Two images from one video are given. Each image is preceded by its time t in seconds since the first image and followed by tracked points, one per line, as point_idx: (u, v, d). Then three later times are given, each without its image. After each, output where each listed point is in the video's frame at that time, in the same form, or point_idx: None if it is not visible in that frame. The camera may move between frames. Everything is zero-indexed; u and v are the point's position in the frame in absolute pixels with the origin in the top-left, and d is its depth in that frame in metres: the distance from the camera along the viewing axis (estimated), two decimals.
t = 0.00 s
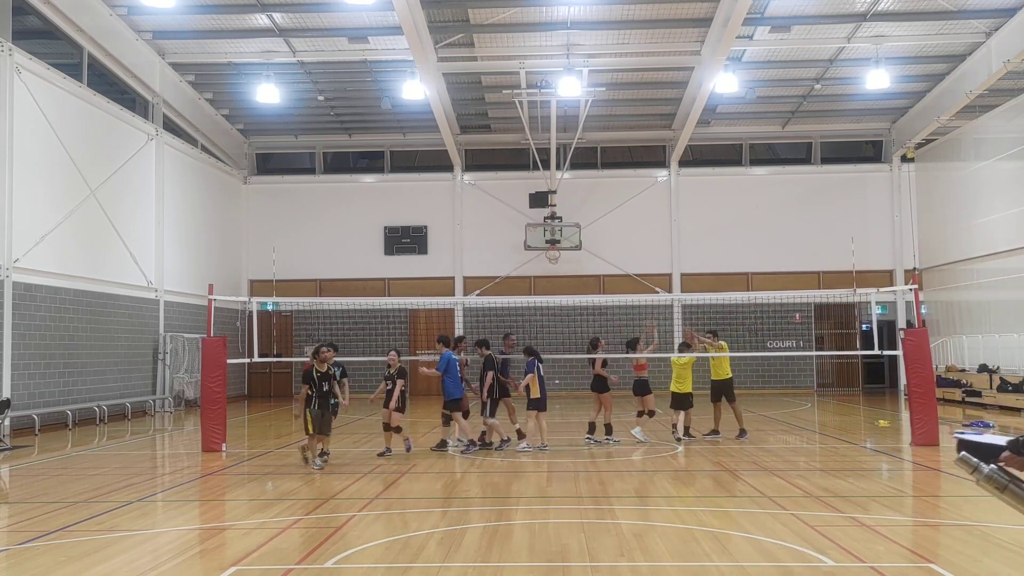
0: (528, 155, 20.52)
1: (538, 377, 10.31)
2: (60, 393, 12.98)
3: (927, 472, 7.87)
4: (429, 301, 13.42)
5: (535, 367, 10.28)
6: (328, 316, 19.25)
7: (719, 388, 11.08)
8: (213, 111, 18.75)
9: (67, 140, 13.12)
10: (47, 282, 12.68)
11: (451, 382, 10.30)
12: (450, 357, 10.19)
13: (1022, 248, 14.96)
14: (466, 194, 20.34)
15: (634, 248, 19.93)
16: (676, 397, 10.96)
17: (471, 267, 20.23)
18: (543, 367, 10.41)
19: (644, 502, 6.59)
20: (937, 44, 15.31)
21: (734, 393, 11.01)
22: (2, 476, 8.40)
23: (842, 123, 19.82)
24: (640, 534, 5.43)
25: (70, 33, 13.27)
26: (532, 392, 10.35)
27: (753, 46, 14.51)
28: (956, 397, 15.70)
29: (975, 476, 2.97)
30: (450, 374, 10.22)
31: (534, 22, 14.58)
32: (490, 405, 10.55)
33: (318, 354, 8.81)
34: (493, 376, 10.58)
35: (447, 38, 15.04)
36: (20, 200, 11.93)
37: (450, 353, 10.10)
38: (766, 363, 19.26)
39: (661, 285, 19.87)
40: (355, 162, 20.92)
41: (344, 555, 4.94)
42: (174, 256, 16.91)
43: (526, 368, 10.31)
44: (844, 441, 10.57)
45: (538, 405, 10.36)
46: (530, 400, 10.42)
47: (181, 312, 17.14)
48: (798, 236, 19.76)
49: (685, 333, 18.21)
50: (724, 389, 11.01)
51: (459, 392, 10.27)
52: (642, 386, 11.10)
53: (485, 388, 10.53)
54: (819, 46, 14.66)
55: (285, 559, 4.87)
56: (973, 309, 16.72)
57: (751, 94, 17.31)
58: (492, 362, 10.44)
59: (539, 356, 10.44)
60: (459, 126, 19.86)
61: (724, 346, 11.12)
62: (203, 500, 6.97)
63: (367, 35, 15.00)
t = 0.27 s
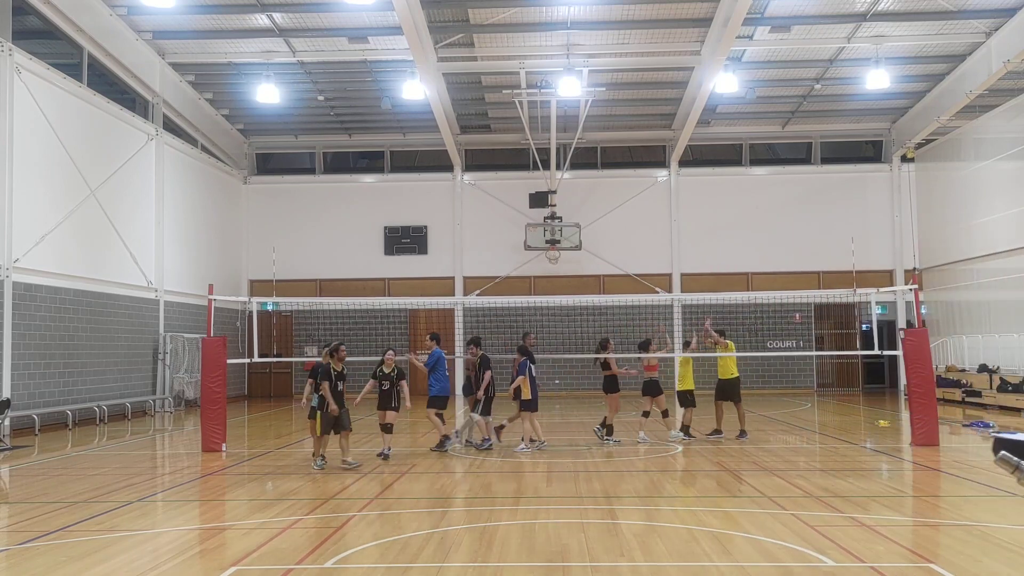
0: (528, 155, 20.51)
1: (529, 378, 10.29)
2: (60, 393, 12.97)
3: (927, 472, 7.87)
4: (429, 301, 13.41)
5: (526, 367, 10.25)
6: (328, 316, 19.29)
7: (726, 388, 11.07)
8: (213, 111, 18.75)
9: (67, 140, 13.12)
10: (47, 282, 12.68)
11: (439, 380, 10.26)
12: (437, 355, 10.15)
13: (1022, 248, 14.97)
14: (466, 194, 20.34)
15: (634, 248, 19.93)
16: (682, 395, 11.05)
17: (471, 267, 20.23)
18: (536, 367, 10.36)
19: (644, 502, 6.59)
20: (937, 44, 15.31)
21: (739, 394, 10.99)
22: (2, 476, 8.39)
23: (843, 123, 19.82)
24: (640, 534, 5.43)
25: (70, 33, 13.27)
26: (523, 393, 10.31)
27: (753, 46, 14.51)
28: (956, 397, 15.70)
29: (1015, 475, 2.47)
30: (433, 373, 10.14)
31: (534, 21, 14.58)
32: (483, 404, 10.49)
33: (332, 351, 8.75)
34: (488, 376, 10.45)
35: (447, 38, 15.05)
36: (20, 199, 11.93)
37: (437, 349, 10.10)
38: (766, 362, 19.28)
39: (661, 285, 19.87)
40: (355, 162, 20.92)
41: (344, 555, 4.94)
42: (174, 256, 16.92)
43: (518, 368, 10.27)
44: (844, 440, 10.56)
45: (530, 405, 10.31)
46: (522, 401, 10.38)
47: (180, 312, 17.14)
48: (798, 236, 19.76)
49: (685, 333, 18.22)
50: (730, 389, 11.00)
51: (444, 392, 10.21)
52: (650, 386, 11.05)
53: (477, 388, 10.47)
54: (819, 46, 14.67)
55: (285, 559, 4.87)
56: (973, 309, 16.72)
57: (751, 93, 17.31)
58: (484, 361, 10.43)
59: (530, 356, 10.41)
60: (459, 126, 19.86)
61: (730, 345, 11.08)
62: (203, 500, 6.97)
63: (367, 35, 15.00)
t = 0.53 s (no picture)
0: (528, 155, 20.51)
1: (522, 378, 10.30)
2: (60, 393, 12.97)
3: (927, 472, 7.87)
4: (429, 301, 13.40)
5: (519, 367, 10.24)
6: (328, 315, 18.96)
7: (726, 389, 11.07)
8: (213, 111, 18.75)
9: (67, 140, 13.11)
10: (47, 282, 12.68)
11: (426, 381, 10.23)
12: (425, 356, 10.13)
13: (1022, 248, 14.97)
14: (466, 194, 20.34)
15: (634, 248, 19.93)
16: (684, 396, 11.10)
17: (471, 267, 20.23)
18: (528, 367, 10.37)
19: (644, 502, 6.59)
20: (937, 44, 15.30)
21: (739, 395, 10.99)
22: (2, 476, 8.40)
23: (843, 123, 19.82)
24: (639, 534, 5.43)
25: (70, 33, 13.27)
26: (516, 393, 10.33)
27: (752, 46, 14.51)
28: (956, 397, 15.70)
29: None
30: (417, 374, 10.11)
31: (534, 22, 14.58)
32: (478, 406, 10.33)
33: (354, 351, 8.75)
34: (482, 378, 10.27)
35: (447, 38, 15.05)
36: (20, 199, 11.93)
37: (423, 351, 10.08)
38: (767, 363, 19.28)
39: (661, 285, 19.87)
40: (356, 162, 20.92)
41: (344, 555, 4.95)
42: (174, 256, 16.92)
43: (510, 369, 10.24)
44: (843, 440, 10.56)
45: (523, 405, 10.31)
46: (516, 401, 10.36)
47: (181, 312, 17.14)
48: (797, 236, 19.77)
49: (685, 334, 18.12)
50: (731, 389, 11.00)
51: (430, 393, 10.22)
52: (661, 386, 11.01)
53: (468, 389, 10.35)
54: (819, 46, 14.67)
55: (285, 559, 4.87)
56: (973, 309, 16.71)
57: (751, 93, 17.31)
58: (479, 364, 10.25)
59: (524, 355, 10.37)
60: (459, 126, 19.85)
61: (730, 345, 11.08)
62: (203, 500, 6.97)
63: (367, 35, 15.00)
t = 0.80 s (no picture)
0: (528, 155, 20.51)
1: (513, 378, 10.27)
2: (60, 393, 12.97)
3: (927, 472, 7.87)
4: (429, 301, 13.40)
5: (509, 368, 10.23)
6: (328, 317, 19.17)
7: (725, 389, 11.07)
8: (213, 111, 18.75)
9: (67, 140, 13.11)
10: (47, 282, 12.68)
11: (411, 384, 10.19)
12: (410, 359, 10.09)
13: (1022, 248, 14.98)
14: (466, 194, 20.34)
15: (634, 248, 19.93)
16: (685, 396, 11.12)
17: (471, 267, 20.23)
18: (518, 368, 10.37)
19: (644, 502, 6.59)
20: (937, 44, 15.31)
21: (738, 395, 11.00)
22: (3, 476, 8.40)
23: (843, 123, 19.82)
24: (640, 534, 5.43)
25: (70, 33, 13.27)
26: (508, 393, 10.30)
27: (752, 46, 14.51)
28: (955, 397, 15.71)
29: None
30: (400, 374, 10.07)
31: (534, 22, 14.58)
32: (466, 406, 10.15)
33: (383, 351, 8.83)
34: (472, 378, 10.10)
35: (447, 38, 15.05)
36: (20, 199, 11.93)
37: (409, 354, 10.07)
38: (767, 363, 19.29)
39: (661, 285, 19.87)
40: (356, 162, 20.92)
41: (344, 555, 4.95)
42: (174, 256, 16.91)
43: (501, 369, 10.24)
44: (843, 441, 10.56)
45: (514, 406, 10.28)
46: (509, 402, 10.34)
47: (180, 312, 17.14)
48: (797, 236, 19.77)
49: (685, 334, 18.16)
50: (732, 389, 11.00)
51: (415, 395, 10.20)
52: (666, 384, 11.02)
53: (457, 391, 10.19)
54: (819, 46, 14.67)
55: (285, 559, 4.87)
56: (973, 309, 16.72)
57: (751, 93, 17.32)
58: (467, 364, 10.15)
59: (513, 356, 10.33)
60: (459, 126, 19.85)
61: (728, 345, 11.09)
62: (203, 500, 6.97)
63: (367, 35, 15.00)
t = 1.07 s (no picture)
0: (528, 155, 20.51)
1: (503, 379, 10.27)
2: (60, 393, 12.97)
3: (927, 472, 7.87)
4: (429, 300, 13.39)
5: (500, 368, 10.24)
6: (328, 316, 19.18)
7: (724, 388, 11.07)
8: (213, 111, 18.75)
9: (67, 140, 13.11)
10: (47, 282, 12.68)
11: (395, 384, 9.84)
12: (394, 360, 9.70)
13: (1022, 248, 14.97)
14: (466, 194, 20.33)
15: (634, 248, 19.92)
16: (685, 396, 11.17)
17: (471, 267, 20.23)
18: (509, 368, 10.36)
19: (644, 502, 6.59)
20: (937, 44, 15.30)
21: (737, 395, 10.99)
22: (2, 476, 8.40)
23: (843, 123, 19.82)
24: (639, 534, 5.43)
25: (70, 33, 13.27)
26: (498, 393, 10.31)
27: (752, 46, 14.50)
28: (956, 397, 15.70)
29: None
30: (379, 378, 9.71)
31: (534, 22, 14.58)
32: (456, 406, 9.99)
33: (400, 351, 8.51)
34: (461, 378, 9.95)
35: (447, 38, 15.04)
36: (20, 199, 11.93)
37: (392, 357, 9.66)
38: (767, 363, 19.28)
39: (661, 285, 19.87)
40: (356, 162, 20.92)
41: (344, 555, 4.94)
42: (174, 256, 16.92)
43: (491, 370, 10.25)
44: (843, 440, 10.56)
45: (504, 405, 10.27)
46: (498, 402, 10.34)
47: (180, 312, 17.14)
48: (797, 236, 19.77)
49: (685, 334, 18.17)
50: (729, 389, 10.99)
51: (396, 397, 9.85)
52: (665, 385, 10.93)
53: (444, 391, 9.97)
54: (819, 46, 14.66)
55: (285, 559, 4.87)
56: (973, 309, 16.72)
57: (751, 93, 17.32)
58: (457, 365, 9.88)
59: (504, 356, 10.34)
60: (459, 126, 19.85)
61: (727, 345, 11.10)
62: (203, 500, 6.96)
63: (367, 35, 15.00)
